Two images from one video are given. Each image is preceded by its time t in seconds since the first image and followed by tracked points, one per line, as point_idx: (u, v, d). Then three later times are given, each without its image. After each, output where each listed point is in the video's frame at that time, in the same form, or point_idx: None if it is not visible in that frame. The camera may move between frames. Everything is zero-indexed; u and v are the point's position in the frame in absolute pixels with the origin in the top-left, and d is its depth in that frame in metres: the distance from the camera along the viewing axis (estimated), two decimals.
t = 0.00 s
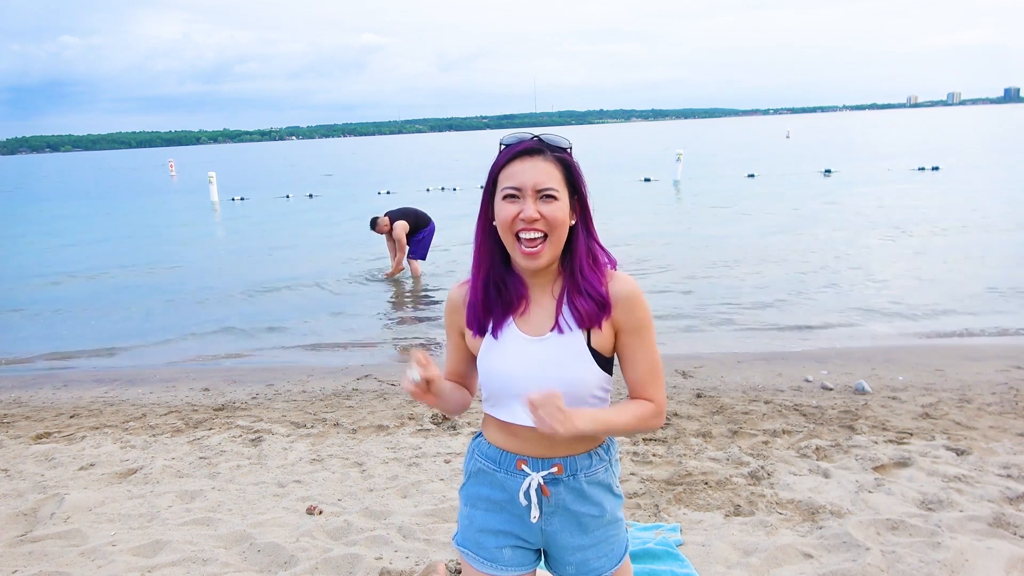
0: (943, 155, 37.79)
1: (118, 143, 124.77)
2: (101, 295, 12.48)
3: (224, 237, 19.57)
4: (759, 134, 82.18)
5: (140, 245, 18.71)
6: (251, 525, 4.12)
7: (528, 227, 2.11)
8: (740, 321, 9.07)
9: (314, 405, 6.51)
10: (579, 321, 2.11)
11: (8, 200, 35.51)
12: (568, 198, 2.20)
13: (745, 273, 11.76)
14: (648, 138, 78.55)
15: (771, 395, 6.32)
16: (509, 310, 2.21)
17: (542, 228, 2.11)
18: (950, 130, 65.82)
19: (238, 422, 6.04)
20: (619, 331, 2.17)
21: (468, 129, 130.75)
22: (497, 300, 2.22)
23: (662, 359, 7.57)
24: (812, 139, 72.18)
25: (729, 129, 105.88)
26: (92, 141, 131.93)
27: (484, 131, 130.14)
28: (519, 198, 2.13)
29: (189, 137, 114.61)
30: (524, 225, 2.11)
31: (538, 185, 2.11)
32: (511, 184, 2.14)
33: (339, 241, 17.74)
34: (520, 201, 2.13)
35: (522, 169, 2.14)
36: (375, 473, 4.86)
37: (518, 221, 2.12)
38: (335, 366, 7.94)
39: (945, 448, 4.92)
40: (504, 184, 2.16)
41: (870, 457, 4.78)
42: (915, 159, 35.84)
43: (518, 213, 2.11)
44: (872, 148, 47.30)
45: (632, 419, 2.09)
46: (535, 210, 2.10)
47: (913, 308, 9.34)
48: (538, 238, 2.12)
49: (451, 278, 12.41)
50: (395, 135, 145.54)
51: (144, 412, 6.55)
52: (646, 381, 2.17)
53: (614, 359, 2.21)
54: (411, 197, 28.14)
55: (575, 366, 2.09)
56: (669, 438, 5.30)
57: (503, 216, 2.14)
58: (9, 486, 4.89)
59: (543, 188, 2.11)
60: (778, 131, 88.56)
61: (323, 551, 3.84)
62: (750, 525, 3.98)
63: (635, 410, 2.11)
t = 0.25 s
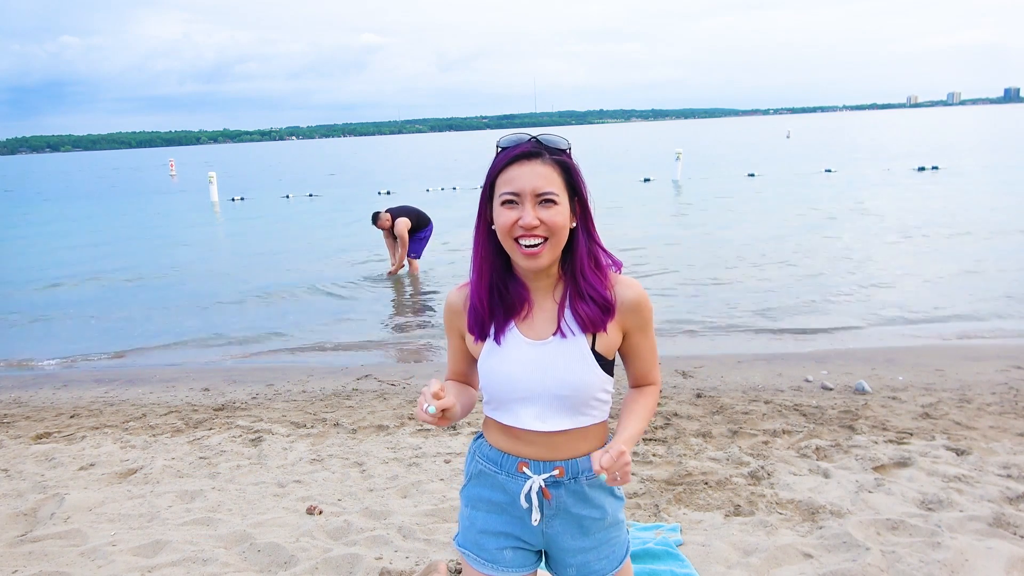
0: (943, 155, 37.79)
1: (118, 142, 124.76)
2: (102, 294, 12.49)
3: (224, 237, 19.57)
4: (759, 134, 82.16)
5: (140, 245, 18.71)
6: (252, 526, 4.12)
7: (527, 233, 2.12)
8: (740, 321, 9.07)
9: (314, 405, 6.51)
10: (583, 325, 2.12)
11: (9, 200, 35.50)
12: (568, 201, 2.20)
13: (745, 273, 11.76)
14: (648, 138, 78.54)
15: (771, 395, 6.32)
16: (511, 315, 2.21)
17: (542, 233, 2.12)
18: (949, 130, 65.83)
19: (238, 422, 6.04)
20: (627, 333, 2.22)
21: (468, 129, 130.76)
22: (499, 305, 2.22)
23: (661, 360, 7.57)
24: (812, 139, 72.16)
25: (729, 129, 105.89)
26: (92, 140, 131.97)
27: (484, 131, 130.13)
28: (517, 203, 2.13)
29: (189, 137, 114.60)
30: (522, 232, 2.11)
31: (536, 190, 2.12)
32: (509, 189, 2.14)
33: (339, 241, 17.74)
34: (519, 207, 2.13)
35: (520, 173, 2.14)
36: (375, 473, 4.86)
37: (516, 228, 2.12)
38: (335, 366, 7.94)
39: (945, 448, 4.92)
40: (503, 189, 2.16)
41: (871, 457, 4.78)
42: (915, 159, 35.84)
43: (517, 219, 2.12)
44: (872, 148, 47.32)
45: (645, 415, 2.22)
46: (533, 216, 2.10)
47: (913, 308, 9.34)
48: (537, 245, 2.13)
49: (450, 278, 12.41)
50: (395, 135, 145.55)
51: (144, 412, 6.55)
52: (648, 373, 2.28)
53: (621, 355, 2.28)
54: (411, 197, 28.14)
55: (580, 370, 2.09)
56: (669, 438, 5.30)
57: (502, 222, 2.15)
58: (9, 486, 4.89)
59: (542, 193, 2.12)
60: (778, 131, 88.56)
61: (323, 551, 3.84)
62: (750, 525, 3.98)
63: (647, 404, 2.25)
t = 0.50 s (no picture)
0: (943, 155, 37.80)
1: (118, 143, 124.77)
2: (101, 294, 12.49)
3: (224, 237, 19.57)
4: (759, 134, 82.13)
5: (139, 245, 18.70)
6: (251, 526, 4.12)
7: (530, 235, 2.12)
8: (740, 321, 9.07)
9: (314, 405, 6.51)
10: (585, 325, 2.13)
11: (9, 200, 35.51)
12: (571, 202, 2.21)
13: (745, 273, 11.77)
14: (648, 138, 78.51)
15: (771, 395, 6.32)
16: (513, 315, 2.21)
17: (545, 235, 2.12)
18: (949, 130, 65.82)
19: (238, 422, 6.04)
20: (629, 332, 2.22)
21: (468, 129, 130.74)
22: (501, 305, 2.21)
23: (661, 360, 7.57)
24: (812, 139, 72.15)
25: (729, 129, 105.90)
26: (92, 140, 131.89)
27: (484, 131, 130.14)
28: (520, 205, 2.13)
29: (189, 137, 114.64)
30: (525, 233, 2.11)
31: (539, 191, 2.12)
32: (512, 191, 2.14)
33: (339, 241, 17.74)
34: (521, 208, 2.13)
35: (523, 174, 2.15)
36: (375, 473, 4.86)
37: (519, 229, 2.13)
38: (335, 366, 7.94)
39: (945, 448, 4.92)
40: (505, 190, 2.16)
41: (870, 457, 4.78)
42: (915, 159, 35.85)
43: (520, 220, 2.12)
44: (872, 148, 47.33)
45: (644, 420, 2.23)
46: (536, 217, 2.11)
47: (913, 308, 9.34)
48: (539, 246, 2.13)
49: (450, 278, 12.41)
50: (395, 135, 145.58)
51: (144, 412, 6.55)
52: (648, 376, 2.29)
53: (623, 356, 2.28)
54: (411, 196, 28.14)
55: (582, 370, 2.09)
56: (669, 439, 5.30)
57: (505, 224, 2.15)
58: (9, 486, 4.89)
59: (544, 194, 2.12)
60: (778, 131, 88.58)
61: (323, 551, 3.84)
62: (750, 525, 3.98)
63: (648, 407, 2.27)
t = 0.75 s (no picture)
0: (943, 155, 37.78)
1: (118, 143, 124.77)
2: (101, 295, 12.49)
3: (224, 237, 19.58)
4: (760, 134, 82.10)
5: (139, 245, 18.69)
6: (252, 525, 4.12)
7: (532, 234, 2.12)
8: (740, 321, 9.07)
9: (314, 405, 6.51)
10: (585, 325, 2.13)
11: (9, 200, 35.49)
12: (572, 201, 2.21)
13: (745, 273, 11.77)
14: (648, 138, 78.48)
15: (771, 395, 6.32)
16: (514, 315, 2.20)
17: (546, 235, 2.12)
18: (949, 130, 65.83)
19: (238, 422, 6.04)
20: (629, 332, 2.22)
21: (468, 129, 130.72)
22: (502, 304, 2.21)
23: (661, 360, 7.58)
24: (813, 139, 72.14)
25: (729, 129, 105.88)
26: (92, 140, 131.79)
27: (484, 131, 130.16)
28: (521, 204, 2.13)
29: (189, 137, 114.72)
30: (527, 233, 2.11)
31: (540, 191, 2.12)
32: (513, 191, 2.14)
33: (339, 241, 17.75)
34: (523, 207, 2.13)
35: (524, 173, 2.14)
36: (375, 473, 4.86)
37: (520, 229, 2.13)
38: (335, 366, 7.94)
39: (945, 448, 4.92)
40: (507, 189, 2.16)
41: (870, 457, 4.78)
42: (915, 159, 35.85)
43: (521, 220, 2.12)
44: (872, 148, 47.32)
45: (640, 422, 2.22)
46: (537, 217, 2.11)
47: (913, 308, 9.34)
48: (540, 245, 2.13)
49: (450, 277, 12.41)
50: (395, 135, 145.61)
51: (144, 412, 6.55)
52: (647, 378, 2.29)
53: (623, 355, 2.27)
54: (411, 197, 28.13)
55: (582, 369, 2.09)
56: (669, 438, 5.30)
57: (506, 223, 2.15)
58: (9, 486, 4.89)
59: (546, 194, 2.12)
60: (778, 131, 88.58)
61: (323, 550, 3.84)
62: (750, 525, 3.98)
63: (645, 407, 2.26)
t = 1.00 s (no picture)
0: (943, 155, 37.76)
1: (118, 143, 124.76)
2: (101, 294, 12.49)
3: (223, 237, 19.57)
4: (759, 134, 82.07)
5: (139, 245, 18.69)
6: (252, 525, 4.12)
7: (540, 230, 2.12)
8: (740, 321, 9.07)
9: (314, 405, 6.51)
10: (589, 321, 2.13)
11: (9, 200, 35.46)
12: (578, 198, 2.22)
13: (745, 273, 11.77)
14: (648, 138, 78.47)
15: (771, 395, 6.32)
16: (521, 311, 2.19)
17: (555, 231, 2.13)
18: (949, 130, 65.83)
19: (238, 422, 6.04)
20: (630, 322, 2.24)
21: (468, 129, 130.72)
22: (509, 300, 2.19)
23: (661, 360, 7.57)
24: (812, 138, 72.11)
25: (729, 129, 105.87)
26: (92, 140, 131.78)
27: (484, 131, 130.14)
28: (529, 201, 2.14)
29: (189, 137, 114.73)
30: (536, 229, 2.11)
31: (547, 187, 2.13)
32: (520, 188, 2.14)
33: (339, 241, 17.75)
34: (531, 204, 2.14)
35: (530, 170, 2.15)
36: (375, 473, 4.86)
37: (529, 225, 2.13)
38: (335, 366, 7.94)
39: (945, 448, 4.91)
40: (513, 187, 2.16)
41: (870, 457, 4.78)
42: (914, 159, 35.84)
43: (530, 217, 2.12)
44: (872, 148, 47.31)
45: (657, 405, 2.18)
46: (546, 213, 2.11)
47: (913, 308, 9.33)
48: (549, 241, 2.13)
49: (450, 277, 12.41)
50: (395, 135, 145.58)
51: (144, 412, 6.55)
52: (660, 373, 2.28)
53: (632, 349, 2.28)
54: (411, 197, 28.13)
55: (588, 361, 2.09)
56: (669, 438, 5.30)
57: (514, 220, 2.15)
58: (9, 486, 4.89)
59: (553, 190, 2.13)
60: (778, 130, 88.55)
61: (323, 550, 3.84)
62: (750, 525, 3.98)
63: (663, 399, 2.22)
